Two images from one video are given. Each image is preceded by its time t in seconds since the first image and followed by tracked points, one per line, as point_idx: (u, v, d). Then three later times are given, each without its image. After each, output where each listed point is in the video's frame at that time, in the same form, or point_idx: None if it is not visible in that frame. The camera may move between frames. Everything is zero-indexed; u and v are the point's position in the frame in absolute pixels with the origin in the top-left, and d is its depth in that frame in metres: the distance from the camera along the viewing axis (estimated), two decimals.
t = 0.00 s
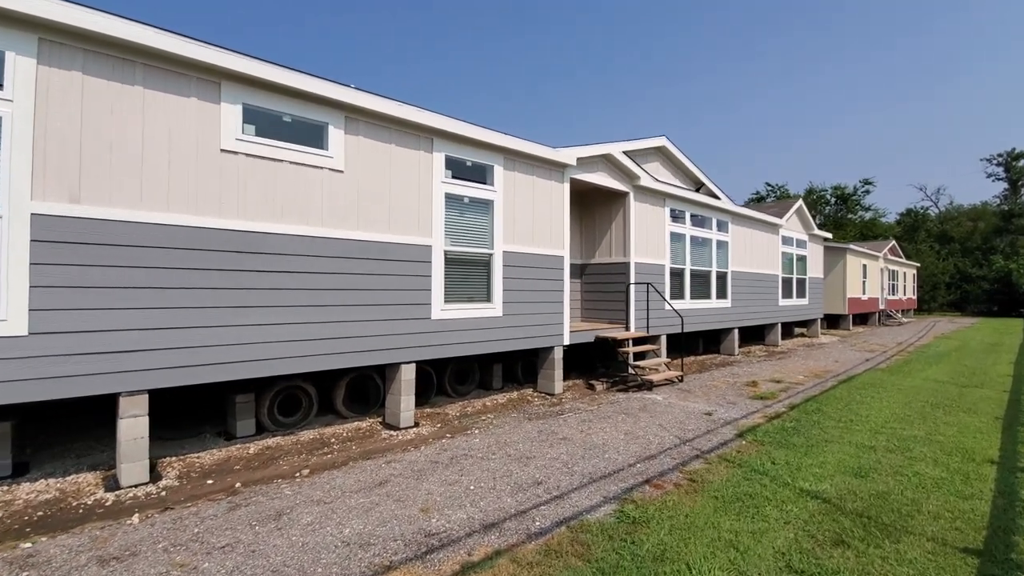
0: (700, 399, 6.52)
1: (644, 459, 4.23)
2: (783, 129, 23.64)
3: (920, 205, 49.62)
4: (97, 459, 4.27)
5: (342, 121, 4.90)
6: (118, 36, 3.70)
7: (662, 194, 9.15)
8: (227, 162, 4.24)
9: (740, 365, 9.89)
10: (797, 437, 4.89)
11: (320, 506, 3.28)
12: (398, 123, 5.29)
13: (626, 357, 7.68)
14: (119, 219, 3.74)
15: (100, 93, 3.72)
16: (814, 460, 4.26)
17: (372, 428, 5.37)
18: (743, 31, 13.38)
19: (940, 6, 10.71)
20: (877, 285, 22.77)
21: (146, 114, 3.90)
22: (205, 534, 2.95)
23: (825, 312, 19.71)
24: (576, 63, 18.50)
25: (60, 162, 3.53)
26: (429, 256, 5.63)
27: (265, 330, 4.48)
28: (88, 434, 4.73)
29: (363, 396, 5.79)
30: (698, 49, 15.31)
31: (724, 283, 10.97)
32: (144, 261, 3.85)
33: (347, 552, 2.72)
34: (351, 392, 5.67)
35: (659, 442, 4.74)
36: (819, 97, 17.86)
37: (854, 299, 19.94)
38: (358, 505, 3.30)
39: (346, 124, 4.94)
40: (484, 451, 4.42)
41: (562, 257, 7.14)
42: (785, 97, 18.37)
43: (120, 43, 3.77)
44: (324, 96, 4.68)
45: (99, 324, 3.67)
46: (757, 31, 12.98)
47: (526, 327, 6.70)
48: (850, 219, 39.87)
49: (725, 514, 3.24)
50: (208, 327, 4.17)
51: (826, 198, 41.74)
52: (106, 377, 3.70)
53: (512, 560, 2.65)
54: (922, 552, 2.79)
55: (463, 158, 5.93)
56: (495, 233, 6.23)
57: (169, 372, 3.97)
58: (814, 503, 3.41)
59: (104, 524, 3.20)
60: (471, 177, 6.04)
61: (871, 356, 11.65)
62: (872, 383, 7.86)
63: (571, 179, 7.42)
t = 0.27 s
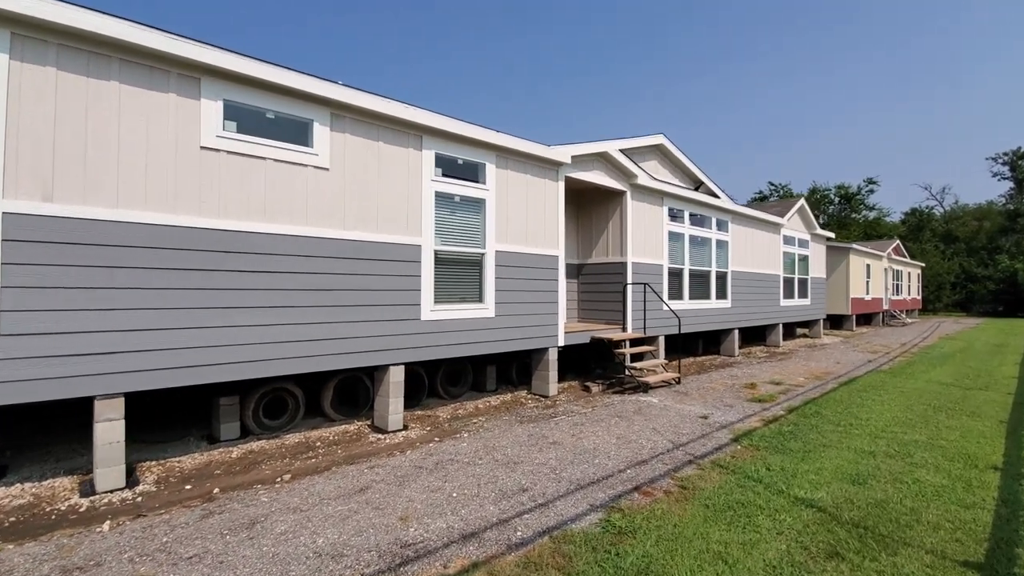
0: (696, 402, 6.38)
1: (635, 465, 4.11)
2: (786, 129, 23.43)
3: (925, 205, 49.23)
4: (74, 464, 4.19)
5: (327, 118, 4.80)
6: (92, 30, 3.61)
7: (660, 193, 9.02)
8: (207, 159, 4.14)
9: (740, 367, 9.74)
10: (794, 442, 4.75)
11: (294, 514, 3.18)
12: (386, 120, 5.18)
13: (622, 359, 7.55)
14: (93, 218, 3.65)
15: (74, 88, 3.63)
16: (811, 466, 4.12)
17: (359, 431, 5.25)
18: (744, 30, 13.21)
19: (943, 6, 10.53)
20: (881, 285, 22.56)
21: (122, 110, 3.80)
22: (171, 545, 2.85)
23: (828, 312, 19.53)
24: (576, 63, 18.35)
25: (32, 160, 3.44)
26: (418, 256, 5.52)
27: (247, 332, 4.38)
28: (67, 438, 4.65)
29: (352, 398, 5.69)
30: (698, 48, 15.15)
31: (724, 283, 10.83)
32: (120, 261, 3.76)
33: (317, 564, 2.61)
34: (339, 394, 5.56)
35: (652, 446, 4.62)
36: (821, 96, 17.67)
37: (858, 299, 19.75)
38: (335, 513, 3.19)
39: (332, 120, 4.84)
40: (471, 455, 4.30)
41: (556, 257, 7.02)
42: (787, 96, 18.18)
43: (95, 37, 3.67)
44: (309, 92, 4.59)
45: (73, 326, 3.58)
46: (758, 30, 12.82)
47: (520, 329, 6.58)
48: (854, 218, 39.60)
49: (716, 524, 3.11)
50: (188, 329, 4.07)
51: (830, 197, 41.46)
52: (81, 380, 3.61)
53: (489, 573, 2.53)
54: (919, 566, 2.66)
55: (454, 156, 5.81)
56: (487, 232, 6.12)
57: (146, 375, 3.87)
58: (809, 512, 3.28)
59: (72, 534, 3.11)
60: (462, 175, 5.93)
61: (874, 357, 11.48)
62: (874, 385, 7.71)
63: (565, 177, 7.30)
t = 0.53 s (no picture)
0: (694, 404, 6.25)
1: (627, 470, 3.99)
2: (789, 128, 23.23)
3: (930, 204, 48.84)
4: (54, 468, 4.10)
5: (314, 114, 4.70)
6: (68, 24, 3.52)
7: (659, 192, 8.88)
8: (188, 157, 4.05)
9: (740, 368, 9.60)
10: (792, 446, 4.62)
11: (271, 522, 3.08)
12: (374, 116, 5.07)
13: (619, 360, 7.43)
14: (69, 217, 3.57)
15: (50, 84, 3.54)
16: (809, 472, 3.99)
17: (348, 434, 5.15)
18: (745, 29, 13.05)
19: (946, 2, 10.35)
20: (886, 285, 22.33)
21: (99, 106, 3.72)
22: (141, 554, 2.75)
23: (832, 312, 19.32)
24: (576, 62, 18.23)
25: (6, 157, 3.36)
26: (409, 255, 5.41)
27: (230, 333, 4.28)
28: (50, 441, 4.58)
29: (342, 400, 5.59)
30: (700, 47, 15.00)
31: (725, 283, 10.69)
32: (97, 261, 3.67)
33: None
34: (328, 396, 5.47)
35: (645, 451, 4.49)
36: (824, 94, 17.48)
37: (862, 300, 19.54)
38: (313, 520, 3.09)
39: (319, 116, 4.74)
40: (459, 459, 4.18)
41: (552, 256, 6.91)
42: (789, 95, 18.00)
43: (71, 32, 3.58)
44: (294, 87, 4.49)
45: (47, 327, 3.50)
46: (759, 28, 12.65)
47: (514, 329, 6.47)
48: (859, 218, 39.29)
49: (707, 533, 2.99)
50: (169, 329, 3.99)
51: (834, 197, 41.17)
52: (56, 383, 3.53)
53: None
54: None
55: (445, 154, 5.70)
56: (479, 231, 6.00)
57: (124, 377, 3.78)
58: (805, 520, 3.15)
59: (42, 541, 3.02)
60: (454, 173, 5.81)
61: (878, 358, 11.30)
62: (877, 387, 7.55)
63: (561, 175, 7.18)
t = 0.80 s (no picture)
0: (691, 405, 6.12)
1: (618, 474, 3.87)
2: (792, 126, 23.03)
3: (936, 203, 48.44)
4: (32, 470, 4.02)
5: (299, 109, 4.60)
6: (41, 14, 3.43)
7: (657, 190, 8.75)
8: (169, 152, 3.96)
9: (741, 368, 9.46)
10: (790, 450, 4.49)
11: (245, 527, 2.98)
12: (362, 111, 4.97)
13: (616, 360, 7.30)
14: (45, 213, 3.49)
15: (24, 76, 3.45)
16: (807, 476, 3.86)
17: (336, 436, 5.05)
18: (746, 27, 12.87)
19: None
20: (890, 285, 22.10)
21: (75, 99, 3.63)
22: (108, 561, 2.66)
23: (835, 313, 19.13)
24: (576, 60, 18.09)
25: None
26: (399, 252, 5.30)
27: (212, 332, 4.18)
28: (31, 443, 4.49)
29: (331, 401, 5.49)
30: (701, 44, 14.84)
31: (725, 282, 10.54)
32: (72, 258, 3.57)
33: None
34: (316, 397, 5.37)
35: (638, 453, 4.37)
36: (827, 92, 17.29)
37: (866, 299, 19.33)
38: (289, 526, 2.99)
39: (304, 111, 4.64)
40: (446, 461, 4.08)
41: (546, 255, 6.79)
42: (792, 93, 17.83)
43: (45, 23, 3.49)
44: (278, 81, 4.39)
45: (22, 326, 3.42)
46: (761, 26, 12.48)
47: (508, 329, 6.36)
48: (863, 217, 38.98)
49: (697, 541, 2.87)
50: (148, 328, 3.89)
51: (838, 196, 40.87)
52: (31, 383, 3.45)
53: None
54: None
55: (436, 150, 5.59)
56: (471, 229, 5.89)
57: (101, 377, 3.68)
58: (800, 528, 3.03)
59: (11, 546, 2.94)
60: (445, 170, 5.70)
61: (881, 359, 11.14)
62: (879, 388, 7.40)
63: (557, 172, 7.06)
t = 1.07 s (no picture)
0: (688, 409, 6.00)
1: (609, 480, 3.76)
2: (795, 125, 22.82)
3: (941, 202, 48.04)
4: (12, 475, 3.96)
5: (286, 106, 4.53)
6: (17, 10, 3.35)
7: (656, 189, 8.63)
8: (151, 150, 3.89)
9: (741, 370, 9.32)
10: (788, 455, 4.36)
11: (220, 536, 2.90)
12: (351, 109, 4.89)
13: (613, 362, 7.19)
14: (22, 213, 3.41)
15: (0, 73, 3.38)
16: (804, 483, 3.74)
17: (324, 439, 4.97)
18: (747, 26, 12.71)
19: None
20: (894, 285, 21.87)
21: (54, 96, 3.55)
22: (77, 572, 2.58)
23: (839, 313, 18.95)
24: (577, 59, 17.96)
25: None
26: (389, 253, 5.21)
27: (196, 334, 4.10)
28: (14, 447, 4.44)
29: (322, 403, 5.41)
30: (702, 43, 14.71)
31: (726, 283, 10.41)
32: (49, 259, 3.49)
33: None
34: (306, 399, 5.29)
35: (632, 459, 4.26)
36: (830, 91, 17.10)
37: (870, 300, 19.13)
38: (266, 534, 2.91)
39: (291, 109, 4.56)
40: (433, 467, 3.98)
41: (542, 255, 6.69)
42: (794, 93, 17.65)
43: (21, 19, 3.41)
44: (263, 78, 4.31)
45: None
46: (762, 25, 12.33)
47: (502, 331, 6.26)
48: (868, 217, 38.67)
49: (687, 553, 2.75)
50: (129, 330, 3.80)
51: (842, 195, 40.58)
52: (6, 386, 3.37)
53: None
54: None
55: (428, 149, 5.51)
56: (464, 229, 5.79)
57: (79, 381, 3.60)
58: (795, 540, 2.91)
59: None
60: (438, 169, 5.62)
61: (884, 361, 10.97)
62: (881, 391, 7.25)
63: (552, 171, 6.95)
